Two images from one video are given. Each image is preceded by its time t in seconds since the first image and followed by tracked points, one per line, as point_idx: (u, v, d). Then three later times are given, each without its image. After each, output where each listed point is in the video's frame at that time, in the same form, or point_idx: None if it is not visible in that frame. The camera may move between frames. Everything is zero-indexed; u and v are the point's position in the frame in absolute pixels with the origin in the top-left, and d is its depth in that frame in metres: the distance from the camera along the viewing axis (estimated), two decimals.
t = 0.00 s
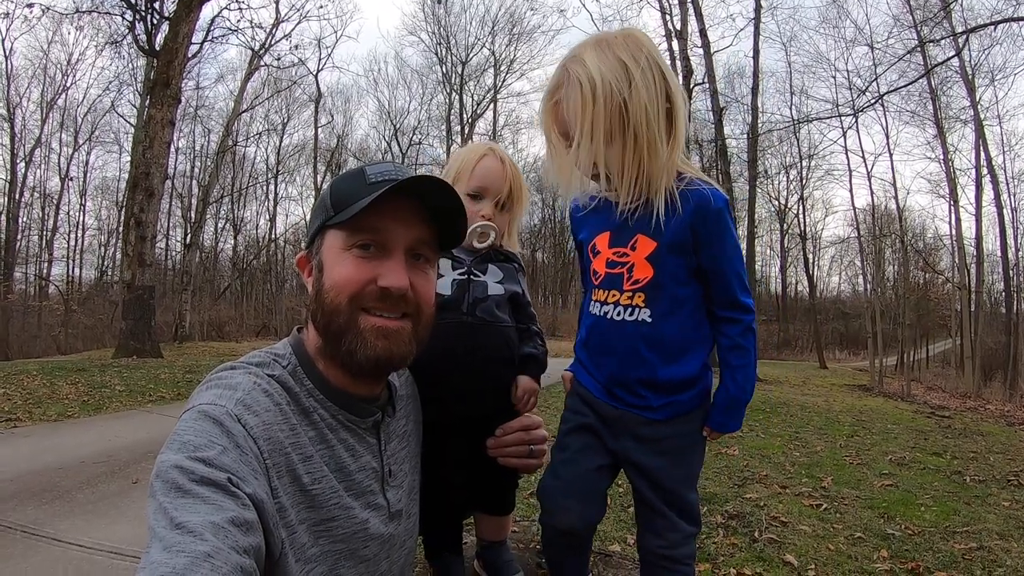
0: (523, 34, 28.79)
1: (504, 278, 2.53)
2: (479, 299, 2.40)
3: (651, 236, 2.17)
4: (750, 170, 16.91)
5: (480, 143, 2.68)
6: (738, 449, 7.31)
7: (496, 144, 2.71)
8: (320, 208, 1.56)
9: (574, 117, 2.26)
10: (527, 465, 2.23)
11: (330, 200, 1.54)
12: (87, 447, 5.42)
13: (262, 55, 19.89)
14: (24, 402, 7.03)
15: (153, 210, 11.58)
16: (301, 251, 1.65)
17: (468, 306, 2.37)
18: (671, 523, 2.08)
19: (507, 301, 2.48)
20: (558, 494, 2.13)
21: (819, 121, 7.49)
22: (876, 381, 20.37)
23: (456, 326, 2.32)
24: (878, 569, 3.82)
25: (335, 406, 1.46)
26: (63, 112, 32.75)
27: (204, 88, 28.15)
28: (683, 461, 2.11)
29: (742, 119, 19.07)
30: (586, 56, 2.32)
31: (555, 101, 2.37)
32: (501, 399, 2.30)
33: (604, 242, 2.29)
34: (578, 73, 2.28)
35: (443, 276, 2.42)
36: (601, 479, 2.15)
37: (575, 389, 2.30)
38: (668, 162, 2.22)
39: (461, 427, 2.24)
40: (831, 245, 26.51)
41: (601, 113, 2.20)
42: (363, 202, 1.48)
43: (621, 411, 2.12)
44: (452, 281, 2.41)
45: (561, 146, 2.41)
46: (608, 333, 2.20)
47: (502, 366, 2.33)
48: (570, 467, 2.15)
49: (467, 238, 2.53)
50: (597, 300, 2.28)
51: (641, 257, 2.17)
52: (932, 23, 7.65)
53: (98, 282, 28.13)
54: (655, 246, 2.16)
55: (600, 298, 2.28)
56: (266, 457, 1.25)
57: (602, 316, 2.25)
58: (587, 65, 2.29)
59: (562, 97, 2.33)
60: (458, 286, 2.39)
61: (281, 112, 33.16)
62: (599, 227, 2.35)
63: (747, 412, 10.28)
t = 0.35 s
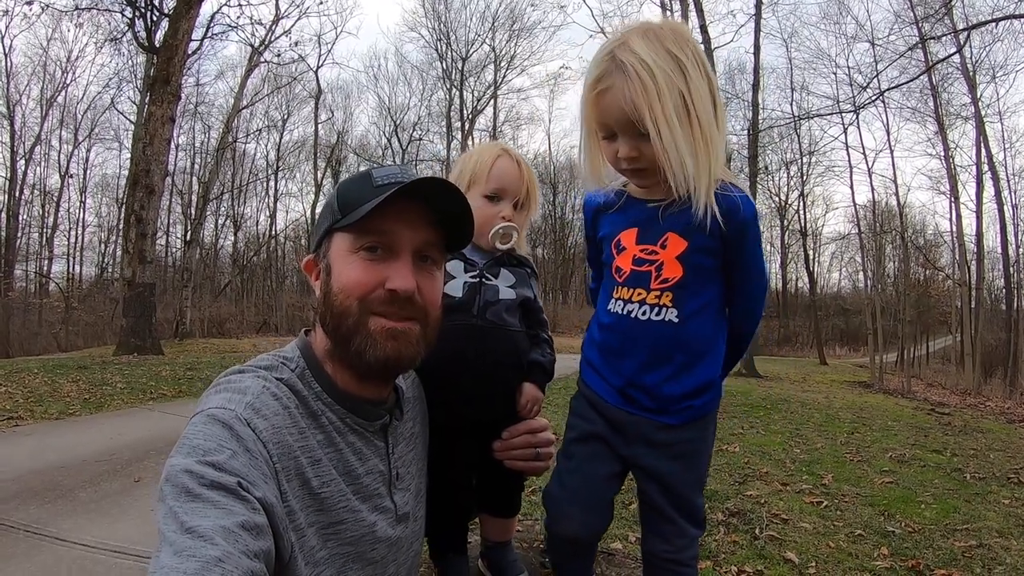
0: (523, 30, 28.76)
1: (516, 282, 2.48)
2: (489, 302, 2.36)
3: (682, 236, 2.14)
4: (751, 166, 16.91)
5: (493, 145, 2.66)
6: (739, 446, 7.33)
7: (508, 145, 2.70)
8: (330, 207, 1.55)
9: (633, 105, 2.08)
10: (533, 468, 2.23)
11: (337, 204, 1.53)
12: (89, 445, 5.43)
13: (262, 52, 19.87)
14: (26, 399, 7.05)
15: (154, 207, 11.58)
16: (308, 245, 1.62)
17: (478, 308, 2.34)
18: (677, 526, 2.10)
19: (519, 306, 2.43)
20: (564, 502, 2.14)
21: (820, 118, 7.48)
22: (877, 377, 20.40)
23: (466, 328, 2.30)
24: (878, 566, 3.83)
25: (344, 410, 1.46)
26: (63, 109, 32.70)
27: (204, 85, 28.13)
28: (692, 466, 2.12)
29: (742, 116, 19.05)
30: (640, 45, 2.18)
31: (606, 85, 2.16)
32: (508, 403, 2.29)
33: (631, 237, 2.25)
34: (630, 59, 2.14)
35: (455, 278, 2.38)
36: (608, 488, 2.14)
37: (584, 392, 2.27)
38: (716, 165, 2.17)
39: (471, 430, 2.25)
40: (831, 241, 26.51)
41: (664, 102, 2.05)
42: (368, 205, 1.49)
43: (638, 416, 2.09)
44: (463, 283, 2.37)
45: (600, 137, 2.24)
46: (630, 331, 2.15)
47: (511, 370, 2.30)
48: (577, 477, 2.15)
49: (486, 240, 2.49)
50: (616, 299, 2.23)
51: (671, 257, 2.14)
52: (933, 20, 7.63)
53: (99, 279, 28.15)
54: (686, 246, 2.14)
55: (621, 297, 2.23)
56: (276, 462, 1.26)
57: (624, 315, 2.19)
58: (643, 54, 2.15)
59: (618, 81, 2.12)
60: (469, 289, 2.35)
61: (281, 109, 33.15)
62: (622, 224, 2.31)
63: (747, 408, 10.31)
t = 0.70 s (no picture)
0: (526, 27, 28.71)
1: (518, 285, 2.47)
2: (490, 305, 2.34)
3: (723, 241, 2.12)
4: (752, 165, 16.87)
5: (491, 145, 2.63)
6: (737, 446, 7.34)
7: (506, 145, 2.68)
8: (342, 204, 1.50)
9: (685, 109, 2.01)
10: (531, 472, 2.23)
11: (348, 201, 1.50)
12: (86, 439, 5.43)
13: (264, 45, 19.83)
14: (24, 393, 7.05)
15: (154, 201, 11.56)
16: (315, 242, 1.54)
17: (479, 311, 2.32)
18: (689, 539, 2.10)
19: (520, 310, 2.42)
20: (576, 516, 2.08)
21: (821, 118, 7.46)
22: (875, 378, 20.42)
23: (468, 332, 2.28)
24: (875, 569, 3.83)
25: (343, 412, 1.46)
26: (63, 101, 32.62)
27: (205, 79, 28.09)
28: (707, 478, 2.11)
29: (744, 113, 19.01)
30: (695, 48, 2.11)
31: (656, 84, 2.08)
32: (508, 406, 2.28)
33: (668, 239, 2.18)
34: (682, 61, 2.06)
35: (457, 280, 2.37)
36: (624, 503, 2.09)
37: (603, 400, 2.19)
38: (756, 179, 2.16)
39: (472, 434, 2.25)
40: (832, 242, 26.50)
41: (716, 111, 2.01)
42: (391, 201, 1.48)
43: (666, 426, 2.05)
44: (464, 286, 2.36)
45: (639, 136, 2.16)
46: (668, 336, 2.08)
47: (512, 373, 2.28)
48: (597, 491, 2.07)
49: (489, 238, 2.47)
50: (645, 300, 2.16)
51: (712, 261, 2.11)
52: (937, 21, 7.61)
53: (98, 272, 28.15)
54: (726, 251, 2.12)
55: (654, 299, 2.14)
56: (274, 466, 1.26)
57: (656, 318, 2.11)
58: (697, 57, 2.08)
59: (669, 82, 2.05)
60: (471, 291, 2.33)
61: (283, 103, 33.12)
62: (656, 225, 2.23)
63: (745, 408, 10.32)
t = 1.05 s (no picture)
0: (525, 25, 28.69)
1: (514, 278, 2.47)
2: (486, 299, 2.34)
3: (739, 233, 2.14)
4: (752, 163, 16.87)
5: (484, 140, 2.58)
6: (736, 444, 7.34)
7: (500, 138, 2.64)
8: (347, 192, 1.48)
9: (711, 104, 1.97)
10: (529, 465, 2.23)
11: (351, 189, 1.49)
12: (85, 435, 5.43)
13: (263, 42, 19.79)
14: (23, 389, 7.05)
15: (153, 197, 11.56)
16: (313, 237, 1.48)
17: (476, 304, 2.33)
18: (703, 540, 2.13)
19: (516, 302, 2.43)
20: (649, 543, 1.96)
21: (820, 117, 7.47)
22: (873, 376, 20.45)
23: (465, 326, 2.28)
24: (873, 567, 3.84)
25: (341, 402, 1.46)
26: (62, 98, 32.55)
27: (204, 76, 28.05)
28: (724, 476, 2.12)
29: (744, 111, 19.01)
30: (714, 46, 2.10)
31: (679, 78, 2.02)
32: (504, 401, 2.28)
33: (688, 229, 2.12)
34: (704, 56, 2.04)
35: (453, 273, 2.36)
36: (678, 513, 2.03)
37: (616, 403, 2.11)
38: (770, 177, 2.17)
39: (469, 425, 2.26)
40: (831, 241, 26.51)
41: (743, 106, 2.01)
42: (397, 185, 1.53)
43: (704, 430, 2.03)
44: (461, 279, 2.35)
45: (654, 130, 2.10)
46: (692, 328, 2.02)
47: (508, 366, 2.30)
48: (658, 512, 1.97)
49: (479, 233, 2.45)
50: (665, 289, 2.08)
51: (731, 253, 2.11)
52: (936, 20, 7.61)
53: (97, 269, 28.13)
54: (742, 243, 2.14)
55: (674, 290, 2.07)
56: (268, 459, 1.26)
57: (679, 309, 2.05)
58: (718, 53, 2.07)
59: (692, 77, 2.00)
60: (466, 285, 2.34)
61: (282, 100, 33.09)
62: (672, 216, 2.17)
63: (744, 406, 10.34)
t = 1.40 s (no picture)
0: (526, 27, 28.73)
1: (514, 268, 2.48)
2: (487, 288, 2.35)
3: (741, 221, 2.18)
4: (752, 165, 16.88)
5: (481, 137, 2.57)
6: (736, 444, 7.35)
7: (502, 134, 2.61)
8: (347, 182, 1.49)
9: (705, 93, 2.03)
10: (530, 455, 2.24)
11: (351, 178, 1.49)
12: (85, 433, 5.44)
13: (263, 43, 19.79)
14: (22, 387, 7.05)
15: (152, 197, 11.56)
16: (315, 228, 1.48)
17: (476, 294, 2.33)
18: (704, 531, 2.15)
19: (516, 292, 2.44)
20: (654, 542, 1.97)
21: (821, 119, 7.47)
22: (872, 379, 20.46)
23: (467, 318, 2.29)
24: (872, 566, 3.86)
25: (343, 392, 1.47)
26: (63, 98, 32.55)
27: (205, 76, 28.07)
28: (725, 467, 2.13)
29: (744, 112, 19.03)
30: (707, 38, 2.13)
31: (674, 72, 2.08)
32: (506, 393, 2.29)
33: (693, 217, 2.14)
34: (698, 49, 2.08)
35: (453, 264, 2.38)
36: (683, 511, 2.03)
37: (618, 394, 2.10)
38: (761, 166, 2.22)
39: (469, 417, 2.26)
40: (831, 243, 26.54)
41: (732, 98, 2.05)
42: (397, 174, 1.54)
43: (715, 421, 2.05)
44: (461, 270, 2.37)
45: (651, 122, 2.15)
46: (699, 312, 2.04)
47: (509, 358, 2.31)
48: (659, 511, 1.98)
49: (463, 232, 2.47)
50: (672, 276, 2.09)
51: (735, 241, 2.14)
52: (936, 23, 7.63)
53: (97, 269, 28.11)
54: (744, 231, 2.18)
55: (681, 275, 2.08)
56: (272, 446, 1.27)
57: (687, 293, 2.06)
58: (710, 46, 2.11)
59: (687, 69, 2.05)
60: (467, 275, 2.35)
61: (282, 101, 33.15)
62: (676, 203, 2.18)
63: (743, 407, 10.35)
